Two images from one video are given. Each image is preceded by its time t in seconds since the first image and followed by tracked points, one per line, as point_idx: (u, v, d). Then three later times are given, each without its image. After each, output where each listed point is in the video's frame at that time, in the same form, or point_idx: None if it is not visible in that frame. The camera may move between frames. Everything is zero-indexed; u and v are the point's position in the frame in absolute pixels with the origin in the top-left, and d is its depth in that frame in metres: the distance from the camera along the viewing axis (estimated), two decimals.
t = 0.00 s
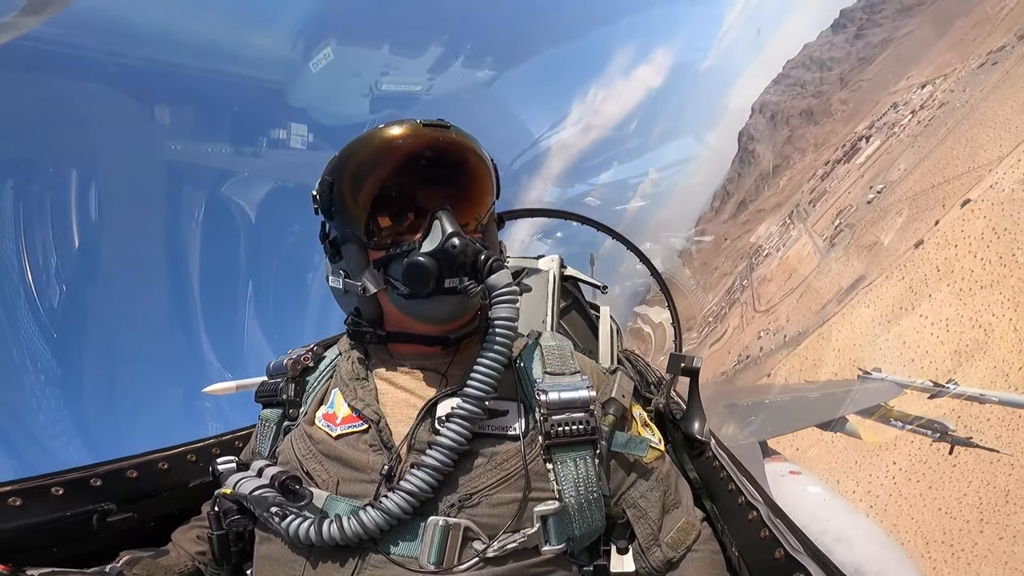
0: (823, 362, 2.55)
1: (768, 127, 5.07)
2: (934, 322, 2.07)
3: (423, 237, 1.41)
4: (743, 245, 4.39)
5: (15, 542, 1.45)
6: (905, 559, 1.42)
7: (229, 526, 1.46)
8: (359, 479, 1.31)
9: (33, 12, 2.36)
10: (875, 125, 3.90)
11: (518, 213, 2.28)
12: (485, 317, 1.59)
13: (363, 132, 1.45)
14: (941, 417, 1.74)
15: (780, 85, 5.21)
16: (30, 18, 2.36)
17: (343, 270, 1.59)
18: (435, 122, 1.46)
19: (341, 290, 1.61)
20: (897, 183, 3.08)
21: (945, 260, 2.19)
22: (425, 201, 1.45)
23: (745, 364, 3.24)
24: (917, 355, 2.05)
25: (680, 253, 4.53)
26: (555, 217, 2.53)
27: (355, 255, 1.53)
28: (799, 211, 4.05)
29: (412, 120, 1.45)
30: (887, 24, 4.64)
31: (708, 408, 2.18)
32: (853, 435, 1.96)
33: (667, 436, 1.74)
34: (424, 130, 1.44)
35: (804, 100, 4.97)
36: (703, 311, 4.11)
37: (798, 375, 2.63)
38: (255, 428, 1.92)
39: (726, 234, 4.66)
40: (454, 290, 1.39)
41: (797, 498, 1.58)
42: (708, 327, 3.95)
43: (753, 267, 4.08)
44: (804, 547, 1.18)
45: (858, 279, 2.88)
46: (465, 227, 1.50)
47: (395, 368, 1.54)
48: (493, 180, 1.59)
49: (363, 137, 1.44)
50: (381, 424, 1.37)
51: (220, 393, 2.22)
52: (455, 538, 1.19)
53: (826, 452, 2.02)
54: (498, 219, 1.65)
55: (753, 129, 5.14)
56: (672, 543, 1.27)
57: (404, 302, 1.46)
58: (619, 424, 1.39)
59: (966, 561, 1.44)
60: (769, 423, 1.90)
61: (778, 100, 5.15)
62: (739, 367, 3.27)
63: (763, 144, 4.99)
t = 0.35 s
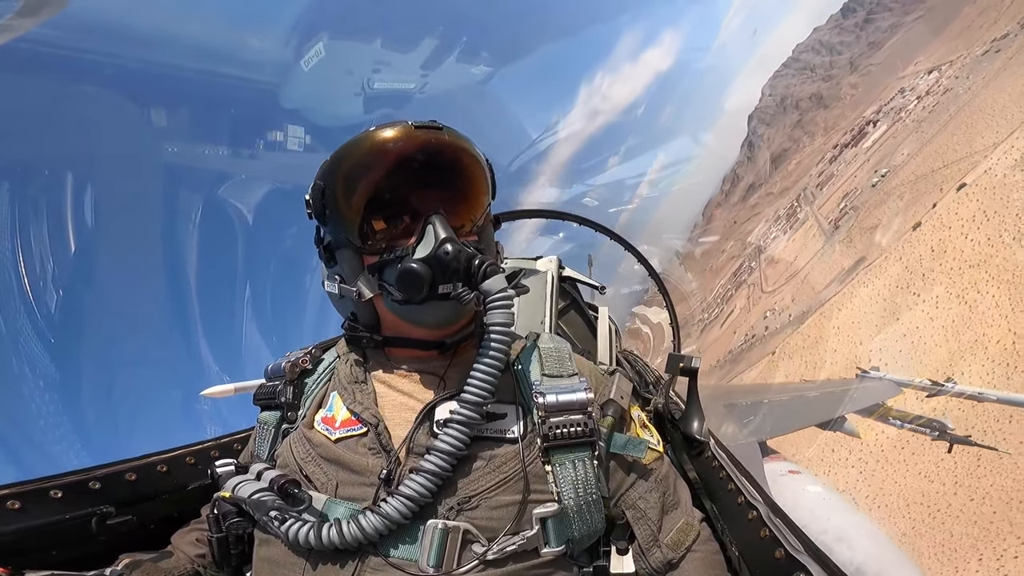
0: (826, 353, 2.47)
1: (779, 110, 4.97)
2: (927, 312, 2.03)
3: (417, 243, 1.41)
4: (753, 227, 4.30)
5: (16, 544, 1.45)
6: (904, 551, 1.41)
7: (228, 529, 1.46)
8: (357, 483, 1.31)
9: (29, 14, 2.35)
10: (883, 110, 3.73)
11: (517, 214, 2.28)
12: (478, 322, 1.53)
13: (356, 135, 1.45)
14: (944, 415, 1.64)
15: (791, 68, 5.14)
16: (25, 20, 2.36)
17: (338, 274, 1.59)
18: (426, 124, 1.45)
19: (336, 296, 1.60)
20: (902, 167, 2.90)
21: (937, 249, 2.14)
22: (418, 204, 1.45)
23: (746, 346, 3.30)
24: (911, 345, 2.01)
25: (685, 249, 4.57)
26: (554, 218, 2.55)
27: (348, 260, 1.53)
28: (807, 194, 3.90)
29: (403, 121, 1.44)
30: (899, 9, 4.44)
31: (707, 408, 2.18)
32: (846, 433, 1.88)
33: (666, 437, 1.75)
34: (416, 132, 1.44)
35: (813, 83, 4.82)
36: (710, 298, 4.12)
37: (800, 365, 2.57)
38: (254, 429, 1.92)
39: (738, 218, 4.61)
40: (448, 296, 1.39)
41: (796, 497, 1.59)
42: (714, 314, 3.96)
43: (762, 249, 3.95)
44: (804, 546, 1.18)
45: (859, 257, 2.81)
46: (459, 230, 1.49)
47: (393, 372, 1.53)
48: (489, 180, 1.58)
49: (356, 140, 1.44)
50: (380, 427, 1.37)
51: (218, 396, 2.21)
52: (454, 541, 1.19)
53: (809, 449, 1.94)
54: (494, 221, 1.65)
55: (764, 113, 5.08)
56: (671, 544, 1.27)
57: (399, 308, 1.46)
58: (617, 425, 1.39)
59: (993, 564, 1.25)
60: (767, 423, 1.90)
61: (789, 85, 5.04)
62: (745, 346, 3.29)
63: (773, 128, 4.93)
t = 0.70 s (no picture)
0: (826, 342, 2.35)
1: (789, 96, 4.84)
2: (918, 296, 2.00)
3: (399, 250, 1.41)
4: (761, 211, 4.14)
5: (12, 540, 1.45)
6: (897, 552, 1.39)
7: (226, 525, 1.45)
8: (355, 482, 1.31)
9: (31, 11, 2.35)
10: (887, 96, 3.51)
11: (517, 212, 2.28)
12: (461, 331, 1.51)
13: (342, 137, 1.45)
14: (939, 419, 1.60)
15: (798, 54, 5.03)
16: (26, 16, 2.35)
17: (331, 275, 1.60)
18: (413, 122, 1.43)
19: (332, 297, 1.60)
20: (904, 154, 2.73)
21: (928, 239, 2.09)
22: (407, 207, 1.45)
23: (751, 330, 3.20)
24: (900, 330, 1.98)
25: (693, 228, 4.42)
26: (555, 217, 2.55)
27: (341, 261, 1.55)
28: (813, 177, 3.71)
29: (390, 121, 1.43)
30: None
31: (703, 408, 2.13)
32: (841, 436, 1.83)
33: (664, 437, 1.75)
34: (403, 132, 1.43)
35: (822, 69, 4.65)
36: (719, 278, 4.02)
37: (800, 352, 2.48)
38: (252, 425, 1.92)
39: (746, 201, 4.47)
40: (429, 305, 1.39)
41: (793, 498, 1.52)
42: (720, 298, 3.85)
43: (770, 233, 3.80)
44: (798, 546, 1.18)
45: (857, 241, 2.71)
46: (450, 233, 1.49)
47: (393, 372, 1.53)
48: (484, 176, 1.56)
49: (342, 142, 1.44)
50: (379, 426, 1.37)
51: (216, 392, 2.21)
52: (451, 541, 1.19)
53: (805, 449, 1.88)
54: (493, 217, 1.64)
55: (773, 99, 4.99)
56: (668, 544, 1.27)
57: (385, 314, 1.46)
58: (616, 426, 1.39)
59: (997, 537, 1.29)
60: (767, 424, 1.91)
61: (798, 69, 4.99)
62: (750, 330, 3.20)
63: (784, 111, 4.84)
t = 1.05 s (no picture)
0: (827, 327, 2.19)
1: (796, 82, 3.80)
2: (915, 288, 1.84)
3: (385, 254, 1.41)
4: (767, 198, 3.37)
5: (9, 532, 1.46)
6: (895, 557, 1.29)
7: (223, 519, 1.48)
8: (352, 478, 1.32)
9: (37, 3, 2.34)
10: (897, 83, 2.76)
11: (518, 209, 2.27)
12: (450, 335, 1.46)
13: (330, 135, 1.44)
14: (937, 422, 1.46)
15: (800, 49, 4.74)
16: (32, 9, 2.34)
17: (327, 273, 1.60)
18: (401, 119, 1.42)
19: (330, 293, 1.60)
20: (907, 140, 2.29)
21: (920, 225, 1.93)
22: (400, 206, 1.46)
23: (757, 311, 2.82)
24: (901, 327, 1.79)
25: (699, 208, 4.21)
26: (557, 216, 2.54)
27: (335, 261, 1.55)
28: (821, 161, 3.00)
29: (382, 118, 1.42)
30: None
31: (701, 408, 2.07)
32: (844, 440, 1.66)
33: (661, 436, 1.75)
34: (392, 130, 1.42)
35: (829, 55, 3.61)
36: (727, 262, 3.42)
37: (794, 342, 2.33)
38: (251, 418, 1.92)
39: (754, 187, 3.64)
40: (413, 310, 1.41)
41: (788, 498, 1.51)
42: (728, 281, 3.27)
43: (777, 216, 3.11)
44: (791, 545, 1.18)
45: (857, 225, 2.32)
46: (442, 231, 1.48)
47: (390, 366, 1.55)
48: (482, 172, 1.55)
49: (330, 142, 1.43)
50: (378, 422, 1.38)
51: (215, 384, 2.21)
52: (447, 538, 1.19)
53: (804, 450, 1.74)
54: (492, 211, 1.62)
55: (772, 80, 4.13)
56: (663, 543, 1.28)
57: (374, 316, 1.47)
58: (615, 425, 1.39)
59: (965, 498, 1.29)
60: (764, 426, 1.81)
61: (806, 53, 3.85)
62: (756, 311, 2.81)
63: (792, 98, 3.76)
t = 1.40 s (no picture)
0: (827, 318, 2.13)
1: (804, 69, 3.68)
2: (914, 282, 1.80)
3: (398, 249, 1.41)
4: (769, 189, 3.35)
5: (8, 527, 1.47)
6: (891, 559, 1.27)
7: (224, 518, 1.49)
8: (354, 477, 1.32)
9: None
10: (904, 71, 2.69)
11: (518, 207, 2.26)
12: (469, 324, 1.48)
13: (341, 130, 1.45)
14: (936, 422, 1.40)
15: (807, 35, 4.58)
16: (36, 6, 2.34)
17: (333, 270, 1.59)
18: (413, 116, 1.42)
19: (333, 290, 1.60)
20: (907, 130, 2.24)
21: (916, 213, 1.91)
22: (408, 203, 1.46)
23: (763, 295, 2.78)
24: (902, 323, 1.73)
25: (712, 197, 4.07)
26: (559, 214, 2.54)
27: (341, 257, 1.55)
28: (826, 150, 2.97)
29: (392, 115, 1.42)
30: None
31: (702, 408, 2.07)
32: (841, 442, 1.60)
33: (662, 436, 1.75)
34: (403, 126, 1.42)
35: (839, 42, 3.47)
36: (732, 250, 3.38)
37: (795, 333, 2.28)
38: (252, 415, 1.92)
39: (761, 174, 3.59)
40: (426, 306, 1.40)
41: (789, 498, 1.49)
42: (734, 267, 3.23)
43: (783, 204, 3.07)
44: (790, 545, 1.18)
45: (858, 214, 2.31)
46: (451, 228, 1.48)
47: (393, 365, 1.55)
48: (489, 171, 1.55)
49: (341, 136, 1.44)
50: (379, 421, 1.38)
51: (217, 380, 2.22)
52: (449, 537, 1.20)
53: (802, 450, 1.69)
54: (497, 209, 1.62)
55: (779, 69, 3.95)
56: (663, 542, 1.28)
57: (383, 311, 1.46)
58: (616, 425, 1.39)
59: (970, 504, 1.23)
60: (765, 424, 1.80)
61: (814, 43, 3.74)
62: (761, 296, 2.79)
63: (800, 85, 3.66)
